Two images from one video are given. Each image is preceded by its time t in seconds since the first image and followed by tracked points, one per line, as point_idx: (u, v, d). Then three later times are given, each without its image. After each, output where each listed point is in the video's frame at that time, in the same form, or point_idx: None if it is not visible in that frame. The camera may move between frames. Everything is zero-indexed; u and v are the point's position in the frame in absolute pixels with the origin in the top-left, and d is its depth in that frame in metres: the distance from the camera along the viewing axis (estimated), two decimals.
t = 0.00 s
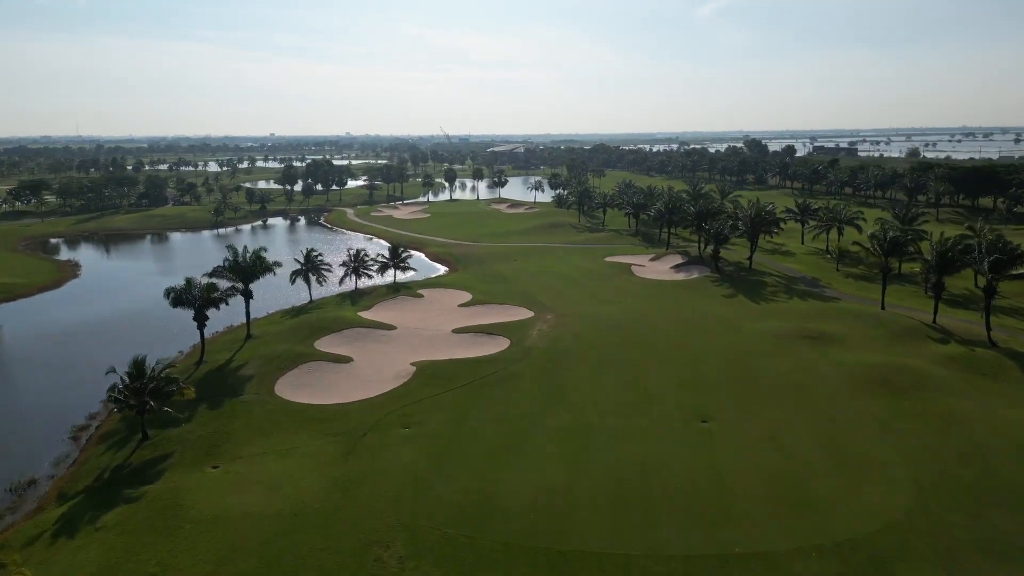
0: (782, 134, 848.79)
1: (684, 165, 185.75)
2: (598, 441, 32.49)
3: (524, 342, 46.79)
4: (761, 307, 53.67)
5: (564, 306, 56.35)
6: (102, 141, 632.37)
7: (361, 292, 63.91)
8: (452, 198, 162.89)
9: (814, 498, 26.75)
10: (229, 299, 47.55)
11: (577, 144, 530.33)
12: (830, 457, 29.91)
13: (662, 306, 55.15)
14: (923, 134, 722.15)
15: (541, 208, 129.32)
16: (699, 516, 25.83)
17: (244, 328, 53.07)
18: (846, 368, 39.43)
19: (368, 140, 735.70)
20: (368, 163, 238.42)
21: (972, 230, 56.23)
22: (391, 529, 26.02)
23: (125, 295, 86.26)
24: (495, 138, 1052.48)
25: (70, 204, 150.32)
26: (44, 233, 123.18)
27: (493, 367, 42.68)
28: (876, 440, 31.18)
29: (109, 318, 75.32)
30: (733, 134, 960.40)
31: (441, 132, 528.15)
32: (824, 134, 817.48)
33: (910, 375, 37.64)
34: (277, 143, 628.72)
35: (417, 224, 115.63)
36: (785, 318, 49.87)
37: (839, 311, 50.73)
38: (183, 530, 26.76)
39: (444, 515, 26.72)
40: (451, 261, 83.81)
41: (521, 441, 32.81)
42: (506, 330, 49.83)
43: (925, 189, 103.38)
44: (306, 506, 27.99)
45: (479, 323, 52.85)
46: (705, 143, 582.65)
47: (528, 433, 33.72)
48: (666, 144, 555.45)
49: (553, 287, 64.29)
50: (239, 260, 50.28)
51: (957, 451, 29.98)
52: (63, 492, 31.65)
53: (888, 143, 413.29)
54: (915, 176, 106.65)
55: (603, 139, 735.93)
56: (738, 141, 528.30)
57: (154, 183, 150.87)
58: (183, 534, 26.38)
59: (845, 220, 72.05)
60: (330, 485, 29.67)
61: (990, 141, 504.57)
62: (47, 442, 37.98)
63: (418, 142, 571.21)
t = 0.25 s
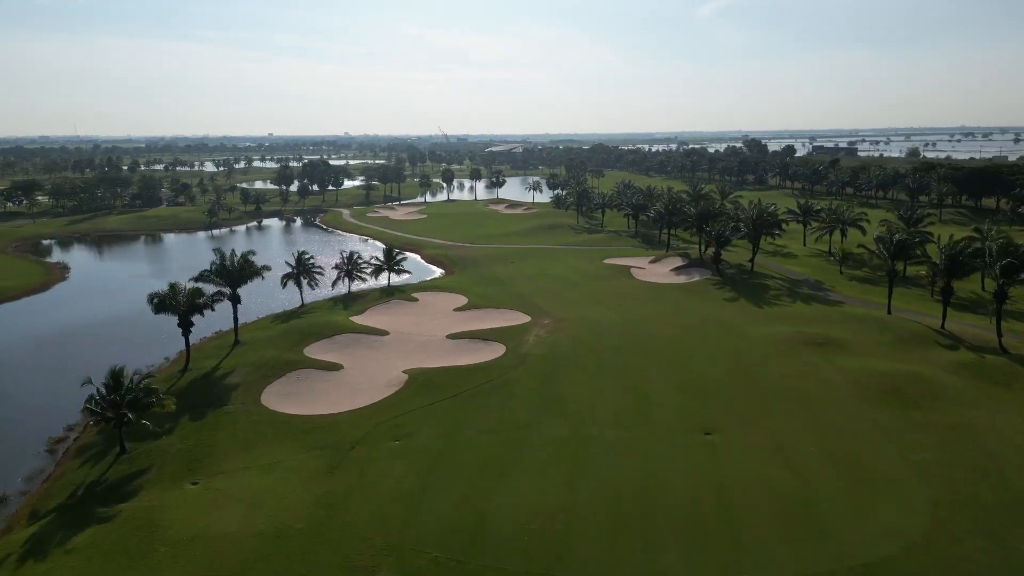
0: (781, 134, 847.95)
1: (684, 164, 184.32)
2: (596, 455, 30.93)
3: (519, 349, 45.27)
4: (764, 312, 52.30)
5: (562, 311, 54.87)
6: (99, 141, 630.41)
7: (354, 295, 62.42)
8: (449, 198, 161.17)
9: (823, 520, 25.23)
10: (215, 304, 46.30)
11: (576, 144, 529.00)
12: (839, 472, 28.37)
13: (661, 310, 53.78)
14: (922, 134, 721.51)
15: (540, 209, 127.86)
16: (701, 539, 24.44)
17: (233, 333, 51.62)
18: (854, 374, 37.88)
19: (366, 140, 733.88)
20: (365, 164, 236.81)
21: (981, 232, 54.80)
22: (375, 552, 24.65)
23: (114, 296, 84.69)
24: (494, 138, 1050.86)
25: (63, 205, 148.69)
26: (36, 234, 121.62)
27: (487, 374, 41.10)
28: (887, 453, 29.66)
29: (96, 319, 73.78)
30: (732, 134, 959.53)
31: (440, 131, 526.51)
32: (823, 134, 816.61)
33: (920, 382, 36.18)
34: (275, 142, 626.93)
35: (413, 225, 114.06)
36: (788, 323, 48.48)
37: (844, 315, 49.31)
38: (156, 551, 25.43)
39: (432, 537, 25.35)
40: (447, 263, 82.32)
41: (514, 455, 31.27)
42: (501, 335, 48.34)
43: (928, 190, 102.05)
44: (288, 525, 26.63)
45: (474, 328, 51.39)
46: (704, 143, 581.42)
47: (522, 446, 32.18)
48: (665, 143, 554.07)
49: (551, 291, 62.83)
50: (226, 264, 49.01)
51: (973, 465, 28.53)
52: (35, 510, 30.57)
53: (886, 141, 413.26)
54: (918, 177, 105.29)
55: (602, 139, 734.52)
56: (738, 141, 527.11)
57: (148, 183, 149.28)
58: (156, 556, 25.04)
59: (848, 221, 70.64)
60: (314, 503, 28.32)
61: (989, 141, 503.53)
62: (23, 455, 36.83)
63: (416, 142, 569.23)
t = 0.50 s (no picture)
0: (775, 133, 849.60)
1: (679, 165, 183.29)
2: (590, 469, 29.58)
3: (511, 356, 43.83)
4: (762, 316, 51.05)
5: (556, 315, 53.45)
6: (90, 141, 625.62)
7: (343, 299, 60.80)
8: (442, 199, 159.48)
9: (829, 539, 23.98)
10: (195, 311, 44.67)
11: (571, 144, 527.98)
12: (845, 488, 27.06)
13: (657, 314, 52.41)
14: (915, 133, 724.03)
15: (534, 209, 126.42)
16: (700, 563, 23.13)
17: (215, 340, 49.97)
18: (857, 382, 36.59)
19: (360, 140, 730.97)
20: (359, 164, 234.80)
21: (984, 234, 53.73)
22: None
23: (98, 299, 82.68)
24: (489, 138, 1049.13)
25: (50, 206, 146.26)
26: (21, 236, 119.36)
27: (478, 383, 39.62)
28: (894, 467, 28.38)
29: (77, 321, 71.78)
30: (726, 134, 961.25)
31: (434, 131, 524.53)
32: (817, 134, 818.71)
33: (925, 390, 34.92)
34: (268, 142, 623.43)
35: (406, 227, 112.33)
36: (787, 327, 47.22)
37: (845, 320, 48.09)
38: None
39: (416, 561, 23.95)
40: (439, 265, 80.77)
41: (505, 470, 29.89)
42: (492, 341, 46.88)
43: (925, 190, 101.28)
44: (263, 547, 25.19)
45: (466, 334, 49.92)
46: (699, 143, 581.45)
47: (513, 459, 30.80)
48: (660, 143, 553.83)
49: (544, 294, 61.37)
50: (208, 268, 47.30)
51: (984, 479, 27.29)
52: None
53: (880, 141, 414.14)
54: (915, 177, 104.46)
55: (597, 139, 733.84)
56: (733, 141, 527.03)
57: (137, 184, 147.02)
58: None
59: (847, 222, 69.56)
60: (292, 522, 26.87)
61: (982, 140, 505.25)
62: None
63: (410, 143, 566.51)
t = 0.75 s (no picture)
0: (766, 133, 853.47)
1: (671, 165, 182.54)
2: (582, 487, 28.09)
3: (500, 363, 42.35)
4: (757, 320, 49.93)
5: (546, 320, 52.05)
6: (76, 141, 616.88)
7: (327, 304, 59.10)
8: (433, 199, 157.67)
9: (835, 562, 22.69)
10: (170, 318, 42.86)
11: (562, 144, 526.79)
12: (849, 507, 25.70)
13: (650, 318, 51.07)
14: (904, 134, 728.80)
15: (525, 210, 125.00)
16: None
17: (192, 348, 48.13)
18: (857, 391, 35.33)
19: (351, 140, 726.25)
20: (348, 164, 232.46)
21: (981, 236, 52.90)
22: None
23: (76, 302, 80.32)
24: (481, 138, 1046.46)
25: (31, 207, 143.02)
26: None
27: (465, 393, 38.12)
28: (899, 484, 27.08)
29: (52, 325, 69.36)
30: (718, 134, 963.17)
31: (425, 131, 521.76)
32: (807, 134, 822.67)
33: (927, 400, 33.77)
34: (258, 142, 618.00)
35: (395, 228, 110.55)
36: (783, 333, 46.05)
37: (841, 325, 47.01)
38: None
39: None
40: (428, 267, 79.21)
41: (493, 488, 28.35)
42: (481, 348, 45.41)
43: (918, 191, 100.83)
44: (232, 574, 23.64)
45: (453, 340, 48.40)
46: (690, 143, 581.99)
47: (501, 476, 29.27)
48: (652, 143, 553.25)
49: (535, 297, 59.94)
50: (184, 272, 45.26)
51: (992, 494, 26.14)
52: None
53: (871, 142, 416.09)
54: (908, 178, 104.05)
55: (589, 139, 732.95)
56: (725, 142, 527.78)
57: (120, 184, 144.16)
58: None
59: (841, 224, 68.82)
60: (265, 545, 25.31)
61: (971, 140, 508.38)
62: None
63: (402, 143, 563.14)
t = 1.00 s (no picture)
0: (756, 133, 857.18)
1: (661, 164, 181.72)
2: (571, 505, 26.68)
3: (487, 371, 40.86)
4: (751, 325, 48.81)
5: (535, 325, 50.63)
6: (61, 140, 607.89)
7: (310, 309, 57.35)
8: (422, 199, 155.77)
9: None
10: (142, 327, 40.91)
11: (553, 144, 525.92)
12: (852, 527, 24.39)
13: (642, 324, 49.78)
14: (892, 133, 734.44)
15: (515, 211, 123.55)
16: None
17: (168, 356, 46.21)
18: (856, 402, 34.19)
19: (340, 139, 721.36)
20: (337, 164, 229.78)
21: (976, 238, 52.18)
22: None
23: (51, 306, 77.79)
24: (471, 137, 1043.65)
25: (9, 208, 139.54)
26: None
27: (450, 405, 36.62)
28: (903, 501, 25.83)
29: (24, 329, 66.88)
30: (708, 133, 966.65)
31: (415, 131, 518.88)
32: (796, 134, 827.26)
33: (928, 411, 32.69)
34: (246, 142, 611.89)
35: (382, 229, 108.70)
36: (778, 339, 44.91)
37: (837, 331, 45.99)
38: None
39: None
40: (416, 270, 77.52)
41: (477, 507, 26.87)
42: (468, 354, 43.90)
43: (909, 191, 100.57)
44: None
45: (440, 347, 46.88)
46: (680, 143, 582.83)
47: (487, 494, 27.78)
48: (642, 143, 553.70)
49: (524, 301, 58.51)
50: (158, 277, 43.14)
51: (1000, 512, 24.99)
52: None
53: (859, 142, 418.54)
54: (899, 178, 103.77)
55: (580, 139, 732.66)
56: (714, 141, 528.90)
57: (102, 184, 141.03)
58: None
59: (835, 225, 68.51)
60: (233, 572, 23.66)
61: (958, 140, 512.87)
62: None
63: (392, 142, 559.54)
